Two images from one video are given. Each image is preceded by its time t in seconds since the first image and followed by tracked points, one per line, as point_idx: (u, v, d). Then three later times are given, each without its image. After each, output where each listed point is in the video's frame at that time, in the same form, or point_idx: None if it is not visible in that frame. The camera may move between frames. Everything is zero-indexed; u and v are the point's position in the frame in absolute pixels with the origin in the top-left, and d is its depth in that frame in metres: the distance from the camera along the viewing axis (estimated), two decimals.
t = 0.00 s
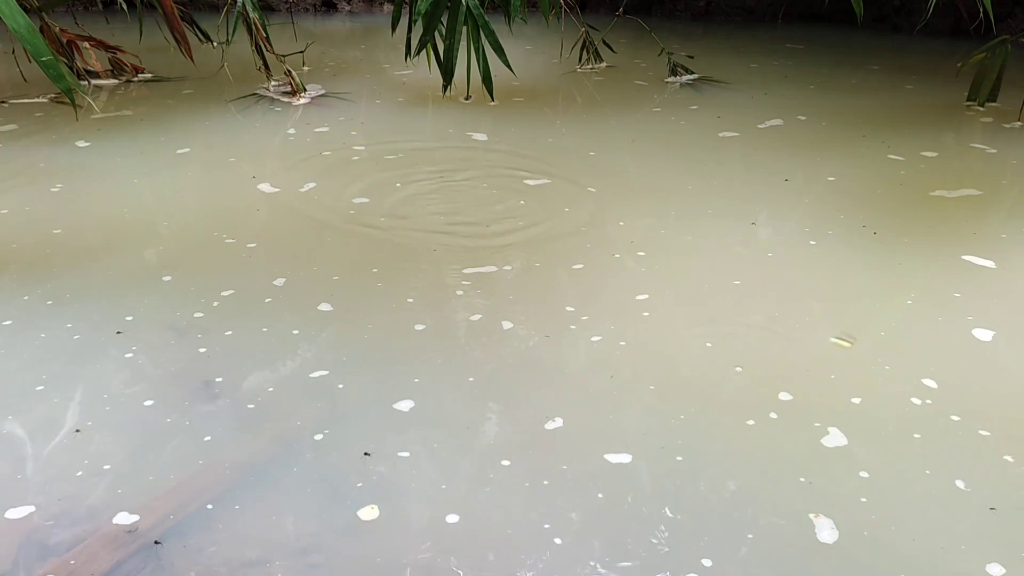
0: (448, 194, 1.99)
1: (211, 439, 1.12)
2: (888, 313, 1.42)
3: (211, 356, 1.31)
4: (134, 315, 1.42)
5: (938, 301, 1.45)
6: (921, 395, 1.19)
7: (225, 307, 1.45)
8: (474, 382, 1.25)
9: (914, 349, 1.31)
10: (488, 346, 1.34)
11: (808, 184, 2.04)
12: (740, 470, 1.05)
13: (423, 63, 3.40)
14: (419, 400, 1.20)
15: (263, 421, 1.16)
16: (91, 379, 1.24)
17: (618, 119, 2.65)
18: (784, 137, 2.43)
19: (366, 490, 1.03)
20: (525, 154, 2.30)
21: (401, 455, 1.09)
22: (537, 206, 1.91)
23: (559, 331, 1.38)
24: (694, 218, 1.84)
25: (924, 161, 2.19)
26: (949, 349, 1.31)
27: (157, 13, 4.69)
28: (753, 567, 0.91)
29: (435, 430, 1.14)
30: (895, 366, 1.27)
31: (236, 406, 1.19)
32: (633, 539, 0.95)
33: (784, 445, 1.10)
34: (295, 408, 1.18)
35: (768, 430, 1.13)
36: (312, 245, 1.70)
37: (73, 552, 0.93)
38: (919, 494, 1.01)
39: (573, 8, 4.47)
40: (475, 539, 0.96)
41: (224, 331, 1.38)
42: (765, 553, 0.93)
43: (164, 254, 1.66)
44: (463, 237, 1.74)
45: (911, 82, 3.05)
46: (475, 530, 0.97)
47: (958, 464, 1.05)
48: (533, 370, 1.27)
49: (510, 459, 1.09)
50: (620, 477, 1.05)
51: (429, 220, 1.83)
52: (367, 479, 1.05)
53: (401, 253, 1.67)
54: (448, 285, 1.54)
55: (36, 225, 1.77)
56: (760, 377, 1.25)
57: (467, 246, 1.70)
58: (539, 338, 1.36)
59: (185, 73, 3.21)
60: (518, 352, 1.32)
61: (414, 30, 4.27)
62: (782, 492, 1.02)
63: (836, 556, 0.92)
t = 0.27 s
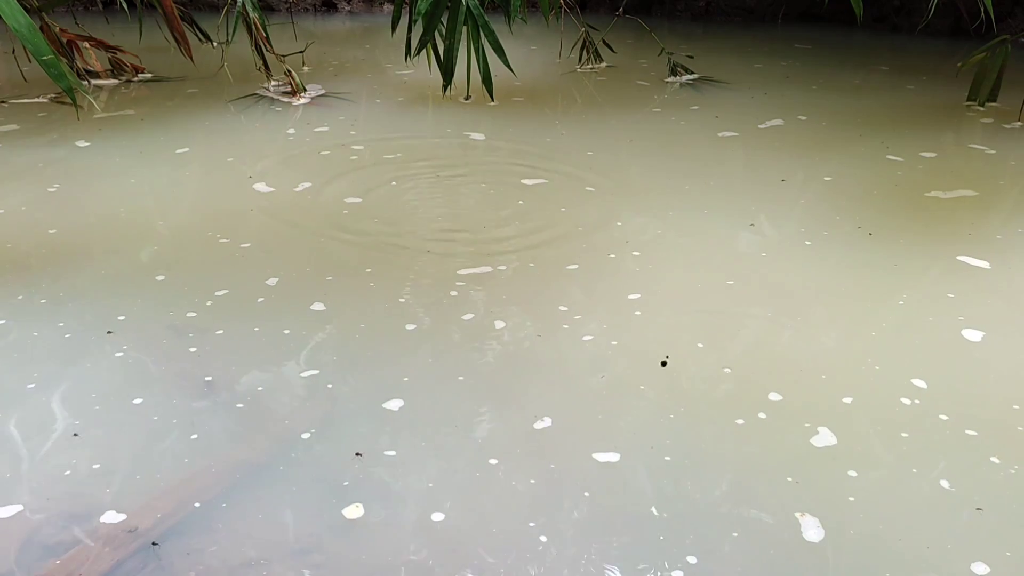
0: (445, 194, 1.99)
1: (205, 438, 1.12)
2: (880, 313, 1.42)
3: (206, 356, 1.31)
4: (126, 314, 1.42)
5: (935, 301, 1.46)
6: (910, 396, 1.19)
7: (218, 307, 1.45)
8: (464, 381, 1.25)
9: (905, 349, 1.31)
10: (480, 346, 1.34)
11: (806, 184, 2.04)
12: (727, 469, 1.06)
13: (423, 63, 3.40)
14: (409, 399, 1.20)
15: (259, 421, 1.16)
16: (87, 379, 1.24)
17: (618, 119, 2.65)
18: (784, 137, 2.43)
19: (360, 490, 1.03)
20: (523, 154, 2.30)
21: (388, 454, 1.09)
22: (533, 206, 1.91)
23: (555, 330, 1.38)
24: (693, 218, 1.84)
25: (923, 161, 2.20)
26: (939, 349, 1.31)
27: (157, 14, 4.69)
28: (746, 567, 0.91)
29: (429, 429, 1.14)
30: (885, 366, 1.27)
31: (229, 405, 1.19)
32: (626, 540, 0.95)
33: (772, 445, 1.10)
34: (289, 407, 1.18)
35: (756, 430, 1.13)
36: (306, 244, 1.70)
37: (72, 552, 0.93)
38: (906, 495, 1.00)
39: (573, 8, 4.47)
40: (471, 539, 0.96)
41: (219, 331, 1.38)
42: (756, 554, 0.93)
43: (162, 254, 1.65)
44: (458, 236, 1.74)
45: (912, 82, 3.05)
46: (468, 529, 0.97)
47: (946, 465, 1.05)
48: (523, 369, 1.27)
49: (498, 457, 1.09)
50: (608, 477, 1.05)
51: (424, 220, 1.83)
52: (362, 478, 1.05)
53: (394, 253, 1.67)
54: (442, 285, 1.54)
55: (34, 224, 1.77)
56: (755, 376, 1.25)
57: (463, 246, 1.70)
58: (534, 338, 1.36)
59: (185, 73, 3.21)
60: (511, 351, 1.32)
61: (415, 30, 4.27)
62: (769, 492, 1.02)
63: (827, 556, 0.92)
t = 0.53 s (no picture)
0: (443, 194, 1.99)
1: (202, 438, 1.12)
2: (872, 313, 1.42)
3: (201, 356, 1.31)
4: (119, 315, 1.42)
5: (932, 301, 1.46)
6: (900, 396, 1.19)
7: (212, 307, 1.45)
8: (454, 380, 1.25)
9: (897, 349, 1.31)
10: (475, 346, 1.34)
11: (805, 184, 2.05)
12: (713, 469, 1.06)
13: (423, 63, 3.39)
14: (402, 399, 1.20)
15: (256, 420, 1.15)
16: (84, 379, 1.24)
17: (617, 119, 2.65)
18: (784, 136, 2.43)
19: (356, 490, 1.03)
20: (522, 154, 2.30)
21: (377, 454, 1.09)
22: (529, 206, 1.91)
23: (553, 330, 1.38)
24: (692, 218, 1.84)
25: (923, 161, 2.20)
26: (932, 349, 1.31)
27: (156, 14, 4.69)
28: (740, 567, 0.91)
29: (425, 428, 1.14)
30: (878, 366, 1.27)
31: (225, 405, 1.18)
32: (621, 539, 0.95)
33: (761, 445, 1.10)
34: (284, 407, 1.18)
35: (745, 430, 1.13)
36: (301, 244, 1.70)
37: (73, 552, 0.93)
38: (895, 495, 1.00)
39: (573, 8, 4.47)
40: (469, 538, 0.96)
41: (215, 330, 1.38)
42: (748, 554, 0.93)
43: (161, 254, 1.65)
44: (455, 236, 1.74)
45: (912, 82, 3.06)
46: (462, 529, 0.97)
47: (936, 465, 1.05)
48: (514, 369, 1.27)
49: (486, 456, 1.09)
50: (599, 476, 1.05)
51: (419, 220, 1.83)
52: (358, 478, 1.05)
53: (390, 252, 1.67)
54: (438, 285, 1.53)
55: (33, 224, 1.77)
56: (751, 376, 1.25)
57: (460, 245, 1.70)
58: (531, 338, 1.36)
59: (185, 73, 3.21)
60: (504, 351, 1.32)
61: (415, 30, 4.27)
62: (757, 492, 1.02)
63: (817, 556, 0.92)
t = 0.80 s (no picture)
0: (442, 193, 1.99)
1: (199, 438, 1.12)
2: (865, 313, 1.42)
3: (198, 356, 1.31)
4: (111, 314, 1.43)
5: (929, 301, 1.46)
6: (890, 396, 1.19)
7: (208, 307, 1.45)
8: (445, 378, 1.26)
9: (890, 349, 1.31)
10: (470, 346, 1.34)
11: (804, 184, 2.04)
12: (704, 469, 1.06)
13: (423, 63, 3.40)
14: (395, 399, 1.21)
15: (254, 420, 1.16)
16: (82, 379, 1.24)
17: (617, 119, 2.65)
18: (783, 136, 2.43)
19: (354, 490, 1.03)
20: (521, 154, 2.30)
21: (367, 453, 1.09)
22: (525, 206, 1.91)
23: (549, 330, 1.39)
24: (691, 218, 1.84)
25: (923, 161, 2.19)
26: (924, 349, 1.31)
27: (156, 14, 4.70)
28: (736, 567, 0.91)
29: (421, 428, 1.14)
30: (870, 366, 1.27)
31: (220, 405, 1.19)
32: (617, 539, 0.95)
33: (750, 445, 1.10)
34: (279, 407, 1.19)
35: (734, 430, 1.13)
36: (299, 244, 1.71)
37: (73, 552, 0.93)
38: (889, 495, 1.01)
39: (574, 8, 4.47)
40: (466, 538, 0.96)
41: (213, 331, 1.38)
42: (742, 553, 0.93)
43: (160, 254, 1.66)
44: (451, 236, 1.74)
45: (911, 82, 3.05)
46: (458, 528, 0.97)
47: (927, 464, 1.05)
48: (505, 368, 1.28)
49: (474, 455, 1.09)
50: (591, 475, 1.05)
51: (415, 220, 1.83)
52: (355, 478, 1.05)
53: (386, 252, 1.67)
54: (434, 284, 1.54)
55: (33, 225, 1.77)
56: (745, 376, 1.25)
57: (458, 245, 1.70)
58: (526, 338, 1.36)
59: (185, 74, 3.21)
60: (499, 351, 1.33)
61: (415, 30, 4.28)
62: (748, 491, 1.02)
63: (805, 554, 0.92)
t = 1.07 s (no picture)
0: (441, 193, 1.99)
1: (198, 438, 1.12)
2: (858, 313, 1.42)
3: (195, 356, 1.31)
4: (103, 314, 1.43)
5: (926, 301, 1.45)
6: (879, 396, 1.19)
7: (205, 307, 1.46)
8: (434, 377, 1.26)
9: (883, 349, 1.31)
10: (465, 346, 1.34)
11: (803, 185, 2.04)
12: (696, 470, 1.06)
13: (423, 63, 3.40)
14: (388, 398, 1.21)
15: (252, 420, 1.16)
16: (80, 380, 1.25)
17: (617, 119, 2.65)
18: (782, 136, 2.43)
19: (351, 489, 1.03)
20: (520, 154, 2.30)
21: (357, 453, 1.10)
22: (522, 205, 1.92)
23: (545, 330, 1.39)
24: (689, 218, 1.84)
25: (923, 161, 2.19)
26: (917, 349, 1.31)
27: (157, 14, 4.70)
28: (731, 567, 0.91)
29: (417, 428, 1.14)
30: (860, 366, 1.27)
31: (218, 405, 1.19)
32: (614, 539, 0.95)
33: (739, 446, 1.10)
34: (275, 407, 1.19)
35: (722, 431, 1.13)
36: (296, 244, 1.71)
37: (73, 552, 0.93)
38: (884, 495, 1.00)
39: (574, 8, 4.47)
40: (464, 538, 0.96)
41: (211, 330, 1.38)
42: (737, 553, 0.93)
43: (159, 254, 1.66)
44: (449, 236, 1.75)
45: (911, 82, 3.05)
46: (454, 528, 0.97)
47: (918, 465, 1.05)
48: (496, 369, 1.28)
49: (463, 455, 1.09)
50: (585, 476, 1.05)
51: (412, 220, 1.83)
52: (353, 478, 1.05)
53: (382, 252, 1.68)
54: (431, 284, 1.54)
55: (33, 225, 1.78)
56: (739, 376, 1.25)
57: (456, 245, 1.71)
58: (521, 338, 1.36)
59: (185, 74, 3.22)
60: (493, 351, 1.33)
61: (415, 30, 4.28)
62: (742, 492, 1.02)
63: (787, 553, 0.92)
